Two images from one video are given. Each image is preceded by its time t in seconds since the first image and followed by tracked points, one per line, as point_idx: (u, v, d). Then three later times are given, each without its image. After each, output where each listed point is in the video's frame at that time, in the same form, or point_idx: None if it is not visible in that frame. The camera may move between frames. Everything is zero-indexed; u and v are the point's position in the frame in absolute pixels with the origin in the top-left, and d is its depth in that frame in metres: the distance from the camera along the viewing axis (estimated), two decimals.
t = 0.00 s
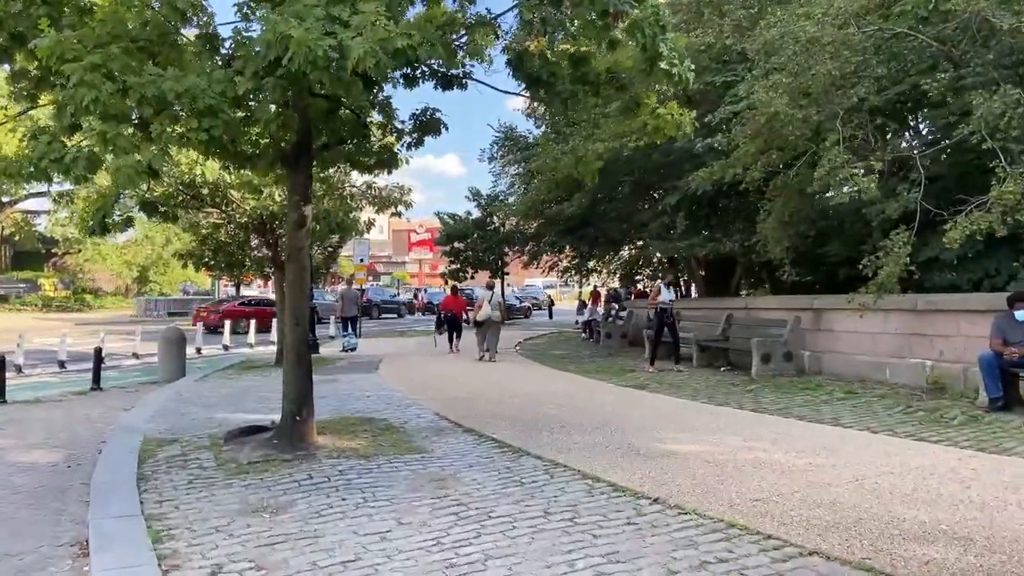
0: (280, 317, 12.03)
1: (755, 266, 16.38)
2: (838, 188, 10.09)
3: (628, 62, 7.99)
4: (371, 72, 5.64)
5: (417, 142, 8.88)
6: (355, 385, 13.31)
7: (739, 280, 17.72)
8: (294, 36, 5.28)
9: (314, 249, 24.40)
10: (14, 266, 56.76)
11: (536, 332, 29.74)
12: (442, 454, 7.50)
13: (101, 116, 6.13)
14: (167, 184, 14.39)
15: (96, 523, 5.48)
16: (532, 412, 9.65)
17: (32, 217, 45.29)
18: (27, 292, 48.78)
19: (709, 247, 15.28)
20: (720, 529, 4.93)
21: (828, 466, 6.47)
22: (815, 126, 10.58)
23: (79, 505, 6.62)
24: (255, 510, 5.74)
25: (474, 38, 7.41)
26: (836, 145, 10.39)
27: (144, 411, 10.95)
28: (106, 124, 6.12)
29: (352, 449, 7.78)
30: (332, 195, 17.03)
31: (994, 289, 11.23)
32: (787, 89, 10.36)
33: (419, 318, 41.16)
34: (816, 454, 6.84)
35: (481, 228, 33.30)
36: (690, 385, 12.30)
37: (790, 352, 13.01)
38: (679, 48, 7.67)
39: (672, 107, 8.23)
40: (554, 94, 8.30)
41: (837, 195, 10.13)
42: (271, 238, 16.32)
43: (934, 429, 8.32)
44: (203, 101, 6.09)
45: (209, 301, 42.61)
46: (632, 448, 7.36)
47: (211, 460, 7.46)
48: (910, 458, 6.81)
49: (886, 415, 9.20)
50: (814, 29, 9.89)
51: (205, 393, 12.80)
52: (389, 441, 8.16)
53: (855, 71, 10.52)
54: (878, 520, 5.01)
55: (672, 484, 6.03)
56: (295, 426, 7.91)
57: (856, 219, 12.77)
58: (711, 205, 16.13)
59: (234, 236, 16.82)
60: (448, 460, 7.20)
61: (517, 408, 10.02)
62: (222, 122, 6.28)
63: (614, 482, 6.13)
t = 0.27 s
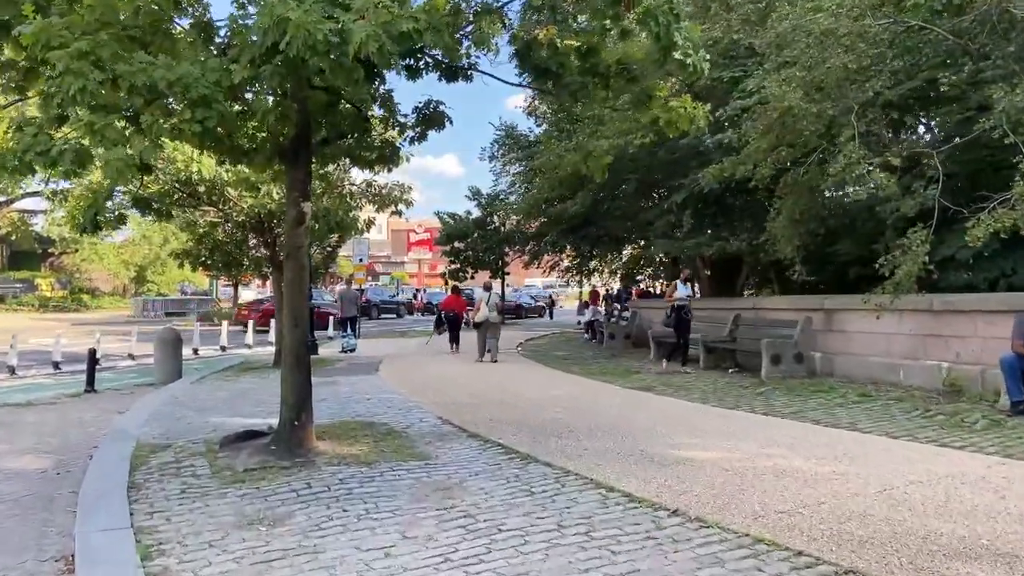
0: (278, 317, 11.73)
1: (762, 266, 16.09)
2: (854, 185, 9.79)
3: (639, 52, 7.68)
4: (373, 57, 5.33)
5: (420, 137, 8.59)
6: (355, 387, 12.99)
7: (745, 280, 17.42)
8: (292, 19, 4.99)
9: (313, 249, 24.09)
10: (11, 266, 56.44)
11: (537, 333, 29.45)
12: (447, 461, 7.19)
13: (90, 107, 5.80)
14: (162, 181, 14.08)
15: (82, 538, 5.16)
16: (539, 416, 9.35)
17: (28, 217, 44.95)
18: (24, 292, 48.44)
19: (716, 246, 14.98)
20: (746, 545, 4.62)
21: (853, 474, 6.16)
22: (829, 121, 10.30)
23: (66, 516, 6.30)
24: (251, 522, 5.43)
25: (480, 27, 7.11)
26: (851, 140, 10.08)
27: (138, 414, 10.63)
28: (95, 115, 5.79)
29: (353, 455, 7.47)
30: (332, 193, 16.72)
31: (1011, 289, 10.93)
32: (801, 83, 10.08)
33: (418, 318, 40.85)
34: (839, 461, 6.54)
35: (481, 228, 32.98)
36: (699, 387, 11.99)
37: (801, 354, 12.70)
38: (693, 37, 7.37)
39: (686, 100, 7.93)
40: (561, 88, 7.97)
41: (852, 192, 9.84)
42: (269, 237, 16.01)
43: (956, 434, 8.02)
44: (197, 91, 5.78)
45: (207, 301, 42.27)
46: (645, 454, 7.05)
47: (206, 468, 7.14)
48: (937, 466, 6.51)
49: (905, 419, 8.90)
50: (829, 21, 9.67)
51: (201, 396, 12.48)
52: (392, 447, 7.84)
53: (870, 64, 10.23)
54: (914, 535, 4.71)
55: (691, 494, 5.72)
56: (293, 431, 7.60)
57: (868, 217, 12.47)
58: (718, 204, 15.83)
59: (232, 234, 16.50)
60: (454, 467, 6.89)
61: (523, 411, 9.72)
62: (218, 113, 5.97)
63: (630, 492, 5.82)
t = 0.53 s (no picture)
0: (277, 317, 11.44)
1: (770, 265, 15.82)
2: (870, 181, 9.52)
3: (651, 42, 7.39)
4: (378, 42, 5.05)
5: (424, 131, 8.37)
6: (355, 389, 12.71)
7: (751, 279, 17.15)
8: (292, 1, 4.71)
9: (313, 248, 23.80)
10: (7, 266, 56.09)
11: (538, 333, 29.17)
12: (453, 467, 6.91)
13: (78, 96, 5.53)
14: (158, 178, 13.79)
15: (70, 552, 4.88)
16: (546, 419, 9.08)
17: (24, 217, 44.60)
18: (20, 292, 48.08)
19: (723, 245, 14.70)
20: (776, 561, 4.35)
21: (879, 482, 5.89)
22: (843, 115, 10.04)
23: (56, 526, 6.01)
24: (249, 534, 5.14)
25: (488, 14, 6.80)
26: (866, 135, 9.82)
27: (133, 417, 10.33)
28: (83, 105, 5.51)
29: (355, 461, 7.18)
30: (332, 191, 16.44)
31: None
32: (815, 76, 9.83)
33: (418, 318, 40.55)
34: (863, 468, 6.26)
35: (481, 227, 32.69)
36: (708, 389, 11.72)
37: (811, 354, 12.43)
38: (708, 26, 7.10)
39: (700, 93, 7.68)
40: (569, 80, 7.58)
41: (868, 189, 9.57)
42: (268, 236, 15.72)
43: (979, 438, 7.74)
44: (190, 80, 5.51)
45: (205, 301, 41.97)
46: (659, 460, 6.78)
47: (203, 475, 6.86)
48: (965, 472, 6.24)
49: (924, 422, 8.62)
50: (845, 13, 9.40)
51: (198, 398, 12.19)
52: (395, 453, 7.56)
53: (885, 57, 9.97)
54: (954, 549, 4.44)
55: (712, 503, 5.45)
56: (293, 436, 7.31)
57: (880, 215, 12.21)
58: (724, 201, 15.56)
59: (230, 233, 16.20)
60: (460, 474, 6.61)
61: (529, 414, 9.44)
62: (213, 103, 5.72)
63: (648, 502, 5.54)
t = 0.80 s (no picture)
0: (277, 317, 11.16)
1: (778, 264, 15.54)
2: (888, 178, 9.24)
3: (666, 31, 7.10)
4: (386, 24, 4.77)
5: (431, 123, 8.18)
6: (356, 391, 12.41)
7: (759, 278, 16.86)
8: None
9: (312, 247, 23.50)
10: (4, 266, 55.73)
11: (540, 333, 28.87)
12: (461, 475, 6.62)
13: (68, 85, 5.28)
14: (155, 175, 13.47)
15: (57, 569, 4.58)
16: (555, 422, 8.81)
17: (21, 216, 44.27)
18: (17, 292, 47.71)
19: (732, 244, 14.41)
20: None
21: (911, 492, 5.61)
22: (860, 109, 9.78)
23: (45, 538, 5.71)
24: (248, 550, 4.85)
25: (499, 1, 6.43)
26: (885, 131, 9.55)
27: (129, 421, 10.03)
28: (72, 94, 5.26)
29: (358, 468, 6.89)
30: (332, 189, 16.14)
31: None
32: (832, 68, 9.56)
33: (418, 318, 40.24)
34: (892, 477, 5.98)
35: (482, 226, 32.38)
36: (719, 391, 11.42)
37: (824, 355, 12.15)
38: (727, 14, 6.84)
39: (716, 84, 7.43)
40: (582, 71, 7.39)
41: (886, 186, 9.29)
42: (267, 234, 15.41)
43: (1006, 443, 7.46)
44: (186, 68, 5.23)
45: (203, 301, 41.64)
46: (677, 467, 6.49)
47: (200, 484, 6.56)
48: (998, 480, 5.96)
49: (946, 426, 8.34)
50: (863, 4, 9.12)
51: (196, 400, 11.89)
52: (400, 460, 7.27)
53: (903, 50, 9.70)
54: (1001, 568, 4.15)
55: (738, 515, 5.17)
56: (293, 442, 7.02)
57: (894, 213, 11.93)
58: (732, 199, 15.27)
59: (228, 231, 15.88)
60: (469, 482, 6.32)
61: (538, 418, 9.15)
62: (211, 93, 5.45)
63: (670, 514, 5.25)
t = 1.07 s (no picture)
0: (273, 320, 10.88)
1: (784, 264, 15.28)
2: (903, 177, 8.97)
3: (676, 24, 6.84)
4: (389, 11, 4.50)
5: (432, 120, 7.93)
6: (355, 395, 12.13)
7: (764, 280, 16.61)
8: None
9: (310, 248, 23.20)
10: None
11: (540, 334, 28.60)
12: (464, 486, 6.35)
13: (51, 78, 5.04)
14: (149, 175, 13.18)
15: None
16: (560, 429, 8.54)
17: (18, 217, 43.92)
18: (13, 293, 47.36)
19: (737, 244, 14.14)
20: None
21: (938, 505, 5.34)
22: (872, 106, 9.53)
23: (28, 555, 5.42)
24: (241, 570, 4.58)
25: None
26: (898, 128, 9.30)
27: (121, 427, 9.73)
28: (55, 86, 5.01)
29: (358, 478, 6.62)
30: (330, 189, 15.86)
31: None
32: (844, 65, 9.34)
33: (416, 320, 39.96)
34: (916, 489, 5.72)
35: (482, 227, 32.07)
36: (726, 395, 11.16)
37: (833, 359, 11.88)
38: (741, 6, 6.56)
39: (728, 79, 7.21)
40: (589, 64, 7.17)
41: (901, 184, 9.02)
42: (264, 235, 15.11)
43: None
44: (176, 60, 4.99)
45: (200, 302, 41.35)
46: (691, 477, 6.22)
47: (192, 495, 6.28)
48: None
49: (964, 432, 8.08)
50: None
51: (190, 405, 11.60)
52: (400, 469, 6.99)
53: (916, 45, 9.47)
54: None
55: (758, 531, 4.90)
56: (289, 451, 6.75)
57: (905, 213, 11.67)
58: (738, 199, 15.00)
59: (225, 232, 15.58)
60: (473, 494, 6.04)
61: (542, 424, 8.88)
62: (202, 86, 5.21)
63: (686, 530, 4.98)
